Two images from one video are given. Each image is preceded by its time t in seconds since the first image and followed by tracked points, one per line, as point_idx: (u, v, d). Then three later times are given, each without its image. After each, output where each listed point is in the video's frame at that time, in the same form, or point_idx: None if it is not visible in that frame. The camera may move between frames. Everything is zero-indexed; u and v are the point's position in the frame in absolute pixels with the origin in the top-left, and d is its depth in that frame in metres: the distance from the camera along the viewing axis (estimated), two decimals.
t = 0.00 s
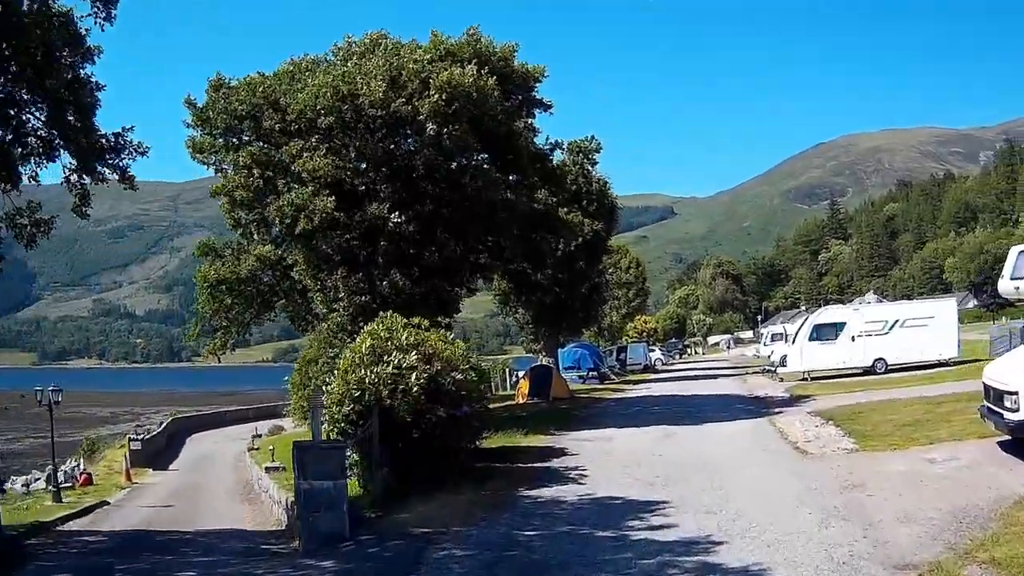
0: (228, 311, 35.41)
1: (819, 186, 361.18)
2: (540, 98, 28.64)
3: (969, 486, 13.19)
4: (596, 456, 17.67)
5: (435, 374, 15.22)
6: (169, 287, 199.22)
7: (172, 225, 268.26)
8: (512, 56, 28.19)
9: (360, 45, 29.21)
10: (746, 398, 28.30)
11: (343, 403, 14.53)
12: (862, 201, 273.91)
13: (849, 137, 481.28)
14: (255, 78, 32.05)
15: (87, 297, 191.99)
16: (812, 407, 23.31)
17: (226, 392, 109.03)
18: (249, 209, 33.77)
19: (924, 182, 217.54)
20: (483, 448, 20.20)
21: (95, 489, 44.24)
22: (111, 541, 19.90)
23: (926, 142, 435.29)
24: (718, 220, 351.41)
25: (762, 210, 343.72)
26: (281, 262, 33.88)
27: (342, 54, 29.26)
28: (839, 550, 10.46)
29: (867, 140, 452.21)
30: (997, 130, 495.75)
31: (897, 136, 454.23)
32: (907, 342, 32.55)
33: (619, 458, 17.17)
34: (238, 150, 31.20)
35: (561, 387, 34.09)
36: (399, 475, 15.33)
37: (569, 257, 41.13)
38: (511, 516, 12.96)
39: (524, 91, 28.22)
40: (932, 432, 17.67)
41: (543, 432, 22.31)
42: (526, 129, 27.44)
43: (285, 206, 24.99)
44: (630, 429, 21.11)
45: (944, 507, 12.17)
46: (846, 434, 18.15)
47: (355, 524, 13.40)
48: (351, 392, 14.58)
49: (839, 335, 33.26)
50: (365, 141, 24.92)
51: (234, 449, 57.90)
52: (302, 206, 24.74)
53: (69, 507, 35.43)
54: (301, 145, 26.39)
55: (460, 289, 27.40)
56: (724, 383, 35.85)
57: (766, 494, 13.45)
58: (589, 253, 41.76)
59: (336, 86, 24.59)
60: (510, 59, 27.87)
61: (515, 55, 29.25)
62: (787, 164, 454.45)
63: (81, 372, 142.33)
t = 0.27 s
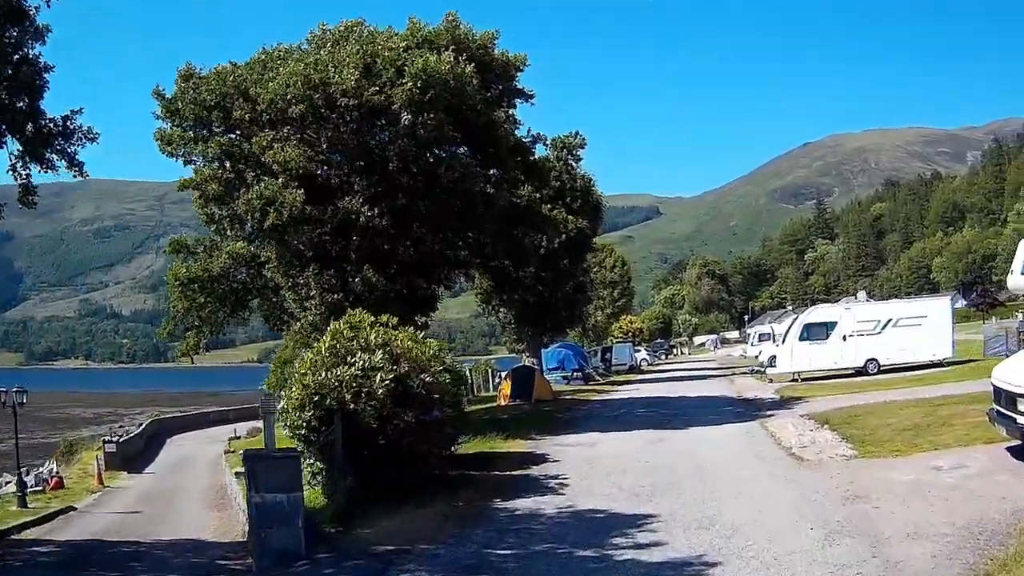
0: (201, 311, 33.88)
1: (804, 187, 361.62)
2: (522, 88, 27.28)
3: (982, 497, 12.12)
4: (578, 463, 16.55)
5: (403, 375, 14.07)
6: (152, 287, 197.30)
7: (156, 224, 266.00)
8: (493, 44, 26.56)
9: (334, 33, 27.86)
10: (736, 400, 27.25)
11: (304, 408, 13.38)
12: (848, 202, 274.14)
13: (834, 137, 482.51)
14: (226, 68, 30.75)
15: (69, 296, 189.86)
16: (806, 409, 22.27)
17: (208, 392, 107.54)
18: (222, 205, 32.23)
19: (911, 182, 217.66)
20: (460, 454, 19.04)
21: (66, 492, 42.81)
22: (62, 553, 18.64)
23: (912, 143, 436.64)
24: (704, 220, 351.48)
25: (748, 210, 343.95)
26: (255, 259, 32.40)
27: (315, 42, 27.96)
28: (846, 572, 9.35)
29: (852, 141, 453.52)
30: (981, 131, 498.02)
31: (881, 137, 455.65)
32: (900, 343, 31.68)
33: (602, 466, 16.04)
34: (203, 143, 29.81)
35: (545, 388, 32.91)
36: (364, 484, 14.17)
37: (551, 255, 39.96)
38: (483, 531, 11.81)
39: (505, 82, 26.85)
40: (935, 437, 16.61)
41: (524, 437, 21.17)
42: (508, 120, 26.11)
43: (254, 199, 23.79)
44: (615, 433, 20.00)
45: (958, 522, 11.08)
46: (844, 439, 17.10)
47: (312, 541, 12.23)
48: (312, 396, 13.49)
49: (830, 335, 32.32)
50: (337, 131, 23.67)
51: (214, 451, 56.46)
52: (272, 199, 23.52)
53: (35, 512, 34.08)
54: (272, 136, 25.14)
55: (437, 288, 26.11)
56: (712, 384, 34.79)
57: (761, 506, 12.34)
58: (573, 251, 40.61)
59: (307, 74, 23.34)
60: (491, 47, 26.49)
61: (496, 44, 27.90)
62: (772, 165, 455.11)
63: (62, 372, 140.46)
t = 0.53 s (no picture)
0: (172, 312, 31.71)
1: (789, 189, 362.18)
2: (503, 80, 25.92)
3: (998, 513, 11.09)
4: (559, 474, 15.44)
5: (368, 380, 12.94)
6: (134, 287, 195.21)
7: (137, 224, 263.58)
8: (471, 34, 25.29)
9: (307, 23, 26.57)
10: (724, 404, 26.24)
11: (262, 415, 12.27)
12: (833, 204, 274.45)
13: (819, 140, 483.90)
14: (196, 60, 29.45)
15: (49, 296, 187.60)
16: (798, 414, 21.27)
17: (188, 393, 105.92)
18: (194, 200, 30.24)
19: (897, 184, 217.87)
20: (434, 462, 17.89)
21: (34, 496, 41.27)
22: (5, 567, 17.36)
23: (896, 146, 438.25)
24: (689, 221, 351.47)
25: (733, 212, 344.06)
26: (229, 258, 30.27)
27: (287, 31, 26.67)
28: None
29: (837, 143, 454.88)
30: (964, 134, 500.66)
31: (865, 140, 457.21)
32: (893, 344, 31.19)
33: (584, 476, 14.94)
34: (169, 136, 28.45)
35: (527, 392, 31.75)
36: (326, 499, 13.01)
37: (533, 255, 38.81)
38: (452, 552, 10.69)
39: (484, 74, 25.55)
40: (938, 445, 15.62)
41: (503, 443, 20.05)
42: (487, 113, 24.80)
43: (219, 193, 22.55)
44: (598, 440, 18.92)
45: (975, 542, 10.04)
46: (841, 447, 16.10)
47: (264, 563, 11.12)
48: (272, 402, 12.36)
49: (820, 337, 31.52)
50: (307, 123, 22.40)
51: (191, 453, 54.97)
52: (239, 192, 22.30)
53: None
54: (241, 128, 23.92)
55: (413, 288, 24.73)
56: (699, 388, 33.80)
57: (757, 523, 11.26)
58: (556, 250, 39.47)
59: (276, 63, 22.21)
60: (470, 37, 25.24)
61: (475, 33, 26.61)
62: (757, 167, 455.83)
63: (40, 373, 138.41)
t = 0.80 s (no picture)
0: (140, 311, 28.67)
1: (776, 191, 362.53)
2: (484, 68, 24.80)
3: (1019, 530, 10.08)
4: (538, 483, 14.36)
5: (328, 382, 11.87)
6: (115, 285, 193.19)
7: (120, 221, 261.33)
8: (451, 20, 24.20)
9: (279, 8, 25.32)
10: (713, 407, 25.25)
11: (215, 419, 11.14)
12: (820, 205, 274.64)
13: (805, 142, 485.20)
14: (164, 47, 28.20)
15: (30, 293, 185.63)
16: (791, 419, 20.28)
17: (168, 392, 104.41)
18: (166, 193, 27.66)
19: (885, 186, 218.11)
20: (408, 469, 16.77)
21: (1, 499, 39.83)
22: None
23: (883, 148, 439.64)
24: (675, 222, 351.56)
25: (720, 213, 344.34)
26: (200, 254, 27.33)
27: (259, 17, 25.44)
28: None
29: (823, 146, 456.09)
30: (952, 138, 503.28)
31: (852, 142, 458.37)
32: (887, 345, 30.45)
33: (566, 486, 13.86)
34: (135, 126, 27.15)
35: (510, 392, 30.61)
36: (284, 512, 11.88)
37: (516, 252, 37.68)
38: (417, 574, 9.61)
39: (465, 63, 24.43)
40: (944, 451, 14.65)
41: (483, 447, 18.97)
42: (467, 103, 23.58)
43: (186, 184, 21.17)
44: (582, 445, 17.85)
45: (999, 562, 9.02)
46: (840, 454, 15.10)
47: None
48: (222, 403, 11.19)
49: (812, 339, 30.61)
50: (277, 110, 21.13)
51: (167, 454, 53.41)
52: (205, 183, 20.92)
53: None
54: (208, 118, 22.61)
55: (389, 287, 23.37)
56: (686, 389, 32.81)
57: (755, 539, 10.20)
58: (542, 249, 38.32)
59: (244, 48, 20.98)
60: (449, 24, 24.17)
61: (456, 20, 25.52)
62: (744, 169, 456.34)
63: (19, 371, 136.61)
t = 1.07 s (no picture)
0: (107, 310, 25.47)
1: (762, 191, 362.85)
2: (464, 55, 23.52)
3: None
4: (515, 492, 13.29)
5: (282, 384, 10.82)
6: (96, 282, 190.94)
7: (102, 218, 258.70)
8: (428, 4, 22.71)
9: None
10: (702, 409, 24.23)
11: (160, 426, 9.80)
12: (807, 206, 274.77)
13: (791, 143, 486.21)
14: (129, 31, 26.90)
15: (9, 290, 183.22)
16: (785, 422, 19.26)
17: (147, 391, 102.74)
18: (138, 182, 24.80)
19: (872, 187, 218.37)
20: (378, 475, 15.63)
21: None
22: None
23: (869, 149, 441.08)
24: (661, 222, 351.37)
25: (707, 213, 344.36)
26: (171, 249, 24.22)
27: None
28: None
29: (809, 146, 457.08)
30: (937, 140, 505.55)
31: (838, 144, 459.50)
32: (880, 345, 29.81)
33: (546, 495, 12.80)
34: (101, 117, 25.22)
35: (491, 392, 29.47)
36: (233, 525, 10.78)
37: (498, 249, 36.46)
38: None
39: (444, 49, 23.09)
40: (950, 458, 13.71)
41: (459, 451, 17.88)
42: (446, 91, 22.24)
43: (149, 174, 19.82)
44: (564, 450, 16.77)
45: None
46: (840, 461, 14.09)
47: None
48: (168, 407, 9.84)
49: (803, 339, 29.70)
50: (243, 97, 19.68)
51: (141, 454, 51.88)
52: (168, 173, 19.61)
53: None
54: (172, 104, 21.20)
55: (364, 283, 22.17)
56: (674, 390, 31.83)
57: (754, 560, 9.16)
58: (528, 247, 37.03)
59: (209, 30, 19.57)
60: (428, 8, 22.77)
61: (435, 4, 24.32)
62: (730, 169, 456.69)
63: None
